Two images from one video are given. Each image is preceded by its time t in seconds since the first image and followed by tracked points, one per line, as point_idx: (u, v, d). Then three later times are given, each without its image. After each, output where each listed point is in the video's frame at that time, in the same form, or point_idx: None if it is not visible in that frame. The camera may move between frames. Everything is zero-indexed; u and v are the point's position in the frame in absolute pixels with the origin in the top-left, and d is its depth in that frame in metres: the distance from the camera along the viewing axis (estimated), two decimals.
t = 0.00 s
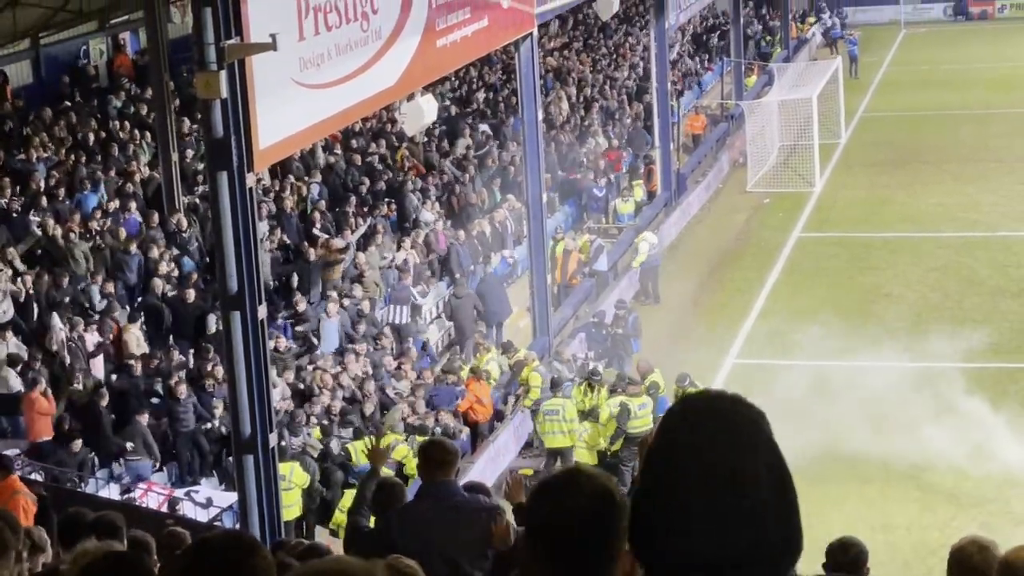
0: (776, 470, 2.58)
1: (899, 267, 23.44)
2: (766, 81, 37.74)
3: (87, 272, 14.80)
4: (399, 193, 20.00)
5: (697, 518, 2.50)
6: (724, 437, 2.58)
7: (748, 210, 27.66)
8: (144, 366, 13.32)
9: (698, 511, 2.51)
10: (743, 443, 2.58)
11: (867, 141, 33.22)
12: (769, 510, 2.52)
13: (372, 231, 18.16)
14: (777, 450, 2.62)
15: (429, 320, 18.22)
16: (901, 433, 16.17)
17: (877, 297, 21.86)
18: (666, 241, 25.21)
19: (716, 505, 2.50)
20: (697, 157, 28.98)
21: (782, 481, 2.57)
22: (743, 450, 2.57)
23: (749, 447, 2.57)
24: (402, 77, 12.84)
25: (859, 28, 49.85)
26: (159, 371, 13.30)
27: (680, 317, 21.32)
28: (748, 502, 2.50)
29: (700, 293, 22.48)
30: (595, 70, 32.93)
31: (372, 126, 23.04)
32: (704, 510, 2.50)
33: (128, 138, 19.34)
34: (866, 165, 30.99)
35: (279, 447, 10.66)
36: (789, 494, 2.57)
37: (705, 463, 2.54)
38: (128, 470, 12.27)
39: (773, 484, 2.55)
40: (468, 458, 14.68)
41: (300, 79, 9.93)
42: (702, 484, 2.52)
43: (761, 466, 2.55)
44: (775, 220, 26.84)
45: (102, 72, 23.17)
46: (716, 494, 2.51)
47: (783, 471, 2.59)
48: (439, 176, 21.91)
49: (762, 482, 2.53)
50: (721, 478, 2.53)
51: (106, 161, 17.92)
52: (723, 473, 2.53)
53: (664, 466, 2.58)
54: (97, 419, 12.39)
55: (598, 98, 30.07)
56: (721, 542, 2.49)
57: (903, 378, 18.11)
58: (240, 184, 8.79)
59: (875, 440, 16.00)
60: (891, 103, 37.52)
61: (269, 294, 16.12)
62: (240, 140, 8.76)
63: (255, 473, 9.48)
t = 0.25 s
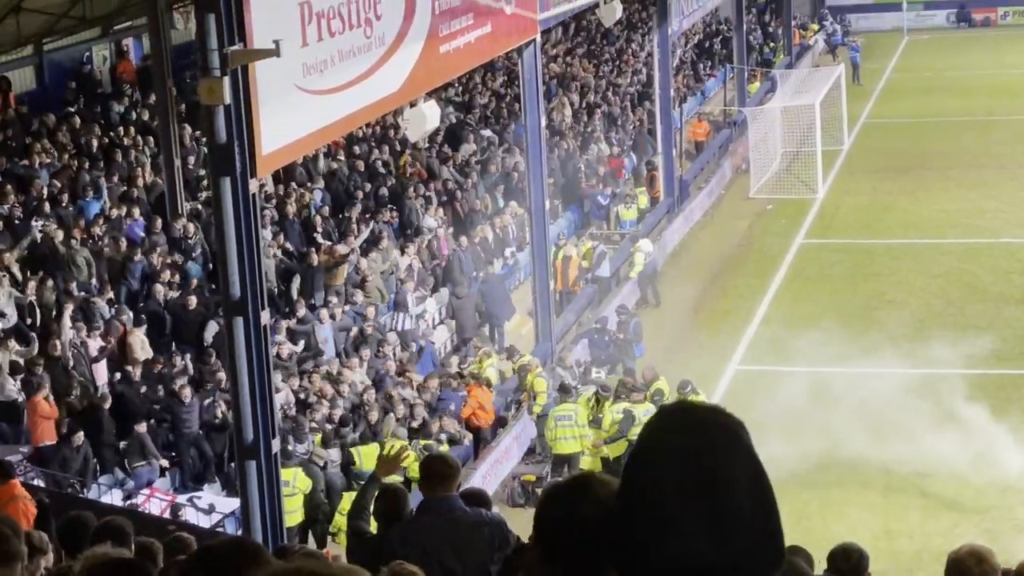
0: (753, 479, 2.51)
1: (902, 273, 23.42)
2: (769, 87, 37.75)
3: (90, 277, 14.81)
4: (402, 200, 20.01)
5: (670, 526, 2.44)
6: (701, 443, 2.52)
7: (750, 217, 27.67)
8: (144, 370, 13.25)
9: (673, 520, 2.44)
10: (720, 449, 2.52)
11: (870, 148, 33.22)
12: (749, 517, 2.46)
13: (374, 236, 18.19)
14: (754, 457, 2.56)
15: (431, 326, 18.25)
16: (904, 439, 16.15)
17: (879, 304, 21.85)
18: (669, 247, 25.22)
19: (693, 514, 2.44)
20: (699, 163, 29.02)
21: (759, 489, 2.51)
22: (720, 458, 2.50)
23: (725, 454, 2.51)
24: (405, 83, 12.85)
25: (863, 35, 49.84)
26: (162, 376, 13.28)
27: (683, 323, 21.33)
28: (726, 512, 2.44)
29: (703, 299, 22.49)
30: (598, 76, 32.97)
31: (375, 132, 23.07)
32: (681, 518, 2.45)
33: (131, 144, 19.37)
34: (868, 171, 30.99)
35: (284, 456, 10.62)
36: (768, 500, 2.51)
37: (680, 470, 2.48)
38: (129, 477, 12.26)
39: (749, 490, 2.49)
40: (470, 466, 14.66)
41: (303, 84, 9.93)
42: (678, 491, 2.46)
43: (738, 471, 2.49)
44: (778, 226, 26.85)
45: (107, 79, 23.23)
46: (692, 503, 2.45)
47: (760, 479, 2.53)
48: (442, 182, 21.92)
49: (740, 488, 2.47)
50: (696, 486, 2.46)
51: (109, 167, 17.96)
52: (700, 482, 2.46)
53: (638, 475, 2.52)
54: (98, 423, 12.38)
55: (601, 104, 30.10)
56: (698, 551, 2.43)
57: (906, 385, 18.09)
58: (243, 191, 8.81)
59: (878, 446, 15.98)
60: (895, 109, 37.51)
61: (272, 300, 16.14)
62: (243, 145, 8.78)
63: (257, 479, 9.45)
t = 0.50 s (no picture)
0: (770, 490, 2.57)
1: (905, 279, 23.41)
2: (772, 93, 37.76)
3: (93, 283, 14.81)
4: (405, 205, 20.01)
5: (685, 540, 2.53)
6: (714, 458, 2.58)
7: (753, 222, 27.68)
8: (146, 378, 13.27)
9: (687, 538, 2.53)
10: (733, 463, 2.57)
11: (873, 154, 33.21)
12: (764, 531, 2.53)
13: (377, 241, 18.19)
14: (771, 466, 2.61)
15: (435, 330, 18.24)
16: (907, 445, 16.14)
17: (882, 309, 21.84)
18: (672, 253, 25.23)
19: (708, 531, 2.52)
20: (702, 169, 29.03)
21: (774, 498, 2.56)
22: (735, 474, 2.56)
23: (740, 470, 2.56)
24: (408, 88, 12.85)
25: (865, 40, 49.83)
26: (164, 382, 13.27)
27: (686, 328, 21.32)
28: (740, 528, 2.52)
29: (706, 304, 22.49)
30: (601, 81, 32.99)
31: (378, 137, 23.08)
32: (695, 534, 2.54)
33: (134, 149, 19.38)
34: (871, 177, 30.98)
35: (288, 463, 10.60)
36: (783, 511, 2.56)
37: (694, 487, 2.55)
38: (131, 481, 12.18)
39: (766, 502, 2.55)
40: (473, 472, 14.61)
41: (307, 90, 9.94)
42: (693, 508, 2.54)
43: (753, 484, 2.55)
44: (781, 232, 26.85)
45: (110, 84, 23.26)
46: (705, 519, 2.53)
47: (775, 487, 2.58)
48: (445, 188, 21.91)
49: (754, 504, 2.53)
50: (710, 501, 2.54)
51: (112, 172, 17.96)
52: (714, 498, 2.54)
53: (655, 490, 2.61)
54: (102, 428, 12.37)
55: (604, 109, 30.11)
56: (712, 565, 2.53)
57: (909, 391, 18.08)
58: (245, 197, 8.81)
59: (881, 452, 15.97)
60: (898, 115, 37.50)
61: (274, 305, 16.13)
62: (246, 151, 8.79)
63: (260, 484, 9.46)
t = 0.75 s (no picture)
0: (801, 512, 2.28)
1: (910, 286, 23.39)
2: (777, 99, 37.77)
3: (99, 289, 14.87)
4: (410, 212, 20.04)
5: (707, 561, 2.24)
6: (744, 471, 2.29)
7: (758, 228, 27.67)
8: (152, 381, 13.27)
9: (705, 548, 2.25)
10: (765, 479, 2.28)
11: (878, 160, 33.19)
12: (789, 551, 2.24)
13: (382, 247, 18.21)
14: (806, 482, 2.33)
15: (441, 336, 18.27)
16: (911, 452, 16.12)
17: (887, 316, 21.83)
18: (677, 259, 25.24)
19: (726, 542, 2.23)
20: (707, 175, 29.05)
21: (805, 518, 2.28)
22: (764, 484, 2.27)
23: (772, 482, 2.28)
24: (413, 95, 12.86)
25: (869, 47, 49.86)
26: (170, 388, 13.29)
27: (691, 334, 21.34)
28: (765, 544, 2.23)
29: (711, 310, 22.50)
30: (606, 88, 33.03)
31: (383, 144, 23.12)
32: (715, 546, 2.25)
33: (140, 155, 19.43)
34: (876, 183, 30.97)
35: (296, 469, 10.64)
36: (814, 533, 2.28)
37: (721, 492, 2.27)
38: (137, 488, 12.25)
39: (794, 517, 2.27)
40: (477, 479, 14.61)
41: (312, 96, 9.95)
42: (714, 515, 2.25)
43: (786, 503, 2.27)
44: (786, 238, 26.84)
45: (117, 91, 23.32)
46: (729, 528, 2.24)
47: (808, 507, 2.29)
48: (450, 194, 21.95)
49: (782, 519, 2.25)
50: (736, 510, 2.25)
51: (118, 179, 18.00)
52: (738, 507, 2.25)
53: (679, 491, 2.32)
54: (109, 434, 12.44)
55: (609, 115, 30.13)
56: None
57: (914, 397, 18.06)
58: (250, 203, 8.82)
59: (885, 459, 15.95)
60: (903, 122, 37.49)
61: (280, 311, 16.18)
62: (252, 156, 8.81)
63: (266, 489, 9.50)
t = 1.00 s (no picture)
0: (832, 514, 2.56)
1: (916, 291, 23.35)
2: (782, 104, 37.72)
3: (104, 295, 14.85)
4: (415, 217, 20.01)
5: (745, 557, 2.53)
6: (780, 477, 2.58)
7: (764, 233, 27.65)
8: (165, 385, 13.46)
9: (743, 547, 2.54)
10: (799, 483, 2.57)
11: (885, 165, 33.12)
12: (820, 553, 2.52)
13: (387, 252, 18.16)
14: (838, 489, 2.61)
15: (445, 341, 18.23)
16: (917, 457, 16.09)
17: (893, 321, 21.80)
18: (683, 264, 25.21)
19: (762, 539, 2.52)
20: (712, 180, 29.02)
21: (836, 520, 2.56)
22: (800, 489, 2.57)
23: (808, 489, 2.57)
24: (418, 100, 12.85)
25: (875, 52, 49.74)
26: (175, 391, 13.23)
27: (696, 339, 21.30)
28: (798, 544, 2.51)
29: (717, 315, 22.45)
30: (611, 93, 33.01)
31: (388, 148, 23.09)
32: (751, 544, 2.54)
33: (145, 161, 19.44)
34: (882, 188, 30.91)
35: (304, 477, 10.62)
36: (845, 538, 2.55)
37: (756, 495, 2.56)
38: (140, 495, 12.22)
39: (826, 522, 2.55)
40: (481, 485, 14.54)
41: (318, 101, 9.95)
42: (752, 517, 2.54)
43: (819, 508, 2.55)
44: (792, 243, 26.81)
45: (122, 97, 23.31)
46: (762, 529, 2.53)
47: (840, 512, 2.58)
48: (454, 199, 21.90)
49: (814, 522, 2.53)
50: (769, 512, 2.54)
51: (123, 184, 17.98)
52: (776, 510, 2.54)
53: (719, 495, 2.60)
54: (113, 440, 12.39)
55: (615, 120, 30.11)
56: None
57: (920, 402, 18.03)
58: (256, 209, 8.83)
59: (891, 463, 15.93)
60: (909, 126, 37.43)
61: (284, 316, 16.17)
62: (257, 161, 8.79)
63: (270, 495, 9.44)
